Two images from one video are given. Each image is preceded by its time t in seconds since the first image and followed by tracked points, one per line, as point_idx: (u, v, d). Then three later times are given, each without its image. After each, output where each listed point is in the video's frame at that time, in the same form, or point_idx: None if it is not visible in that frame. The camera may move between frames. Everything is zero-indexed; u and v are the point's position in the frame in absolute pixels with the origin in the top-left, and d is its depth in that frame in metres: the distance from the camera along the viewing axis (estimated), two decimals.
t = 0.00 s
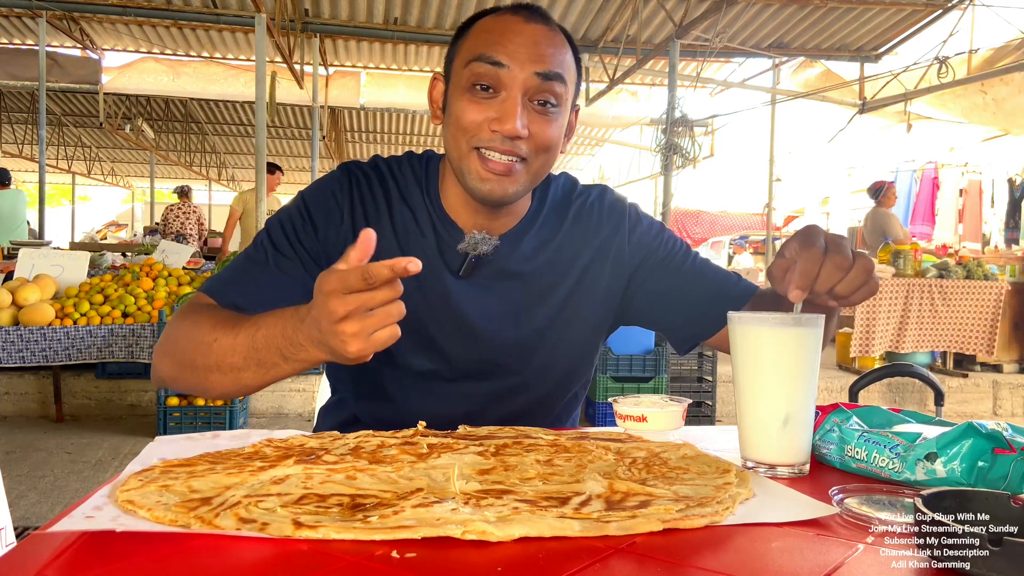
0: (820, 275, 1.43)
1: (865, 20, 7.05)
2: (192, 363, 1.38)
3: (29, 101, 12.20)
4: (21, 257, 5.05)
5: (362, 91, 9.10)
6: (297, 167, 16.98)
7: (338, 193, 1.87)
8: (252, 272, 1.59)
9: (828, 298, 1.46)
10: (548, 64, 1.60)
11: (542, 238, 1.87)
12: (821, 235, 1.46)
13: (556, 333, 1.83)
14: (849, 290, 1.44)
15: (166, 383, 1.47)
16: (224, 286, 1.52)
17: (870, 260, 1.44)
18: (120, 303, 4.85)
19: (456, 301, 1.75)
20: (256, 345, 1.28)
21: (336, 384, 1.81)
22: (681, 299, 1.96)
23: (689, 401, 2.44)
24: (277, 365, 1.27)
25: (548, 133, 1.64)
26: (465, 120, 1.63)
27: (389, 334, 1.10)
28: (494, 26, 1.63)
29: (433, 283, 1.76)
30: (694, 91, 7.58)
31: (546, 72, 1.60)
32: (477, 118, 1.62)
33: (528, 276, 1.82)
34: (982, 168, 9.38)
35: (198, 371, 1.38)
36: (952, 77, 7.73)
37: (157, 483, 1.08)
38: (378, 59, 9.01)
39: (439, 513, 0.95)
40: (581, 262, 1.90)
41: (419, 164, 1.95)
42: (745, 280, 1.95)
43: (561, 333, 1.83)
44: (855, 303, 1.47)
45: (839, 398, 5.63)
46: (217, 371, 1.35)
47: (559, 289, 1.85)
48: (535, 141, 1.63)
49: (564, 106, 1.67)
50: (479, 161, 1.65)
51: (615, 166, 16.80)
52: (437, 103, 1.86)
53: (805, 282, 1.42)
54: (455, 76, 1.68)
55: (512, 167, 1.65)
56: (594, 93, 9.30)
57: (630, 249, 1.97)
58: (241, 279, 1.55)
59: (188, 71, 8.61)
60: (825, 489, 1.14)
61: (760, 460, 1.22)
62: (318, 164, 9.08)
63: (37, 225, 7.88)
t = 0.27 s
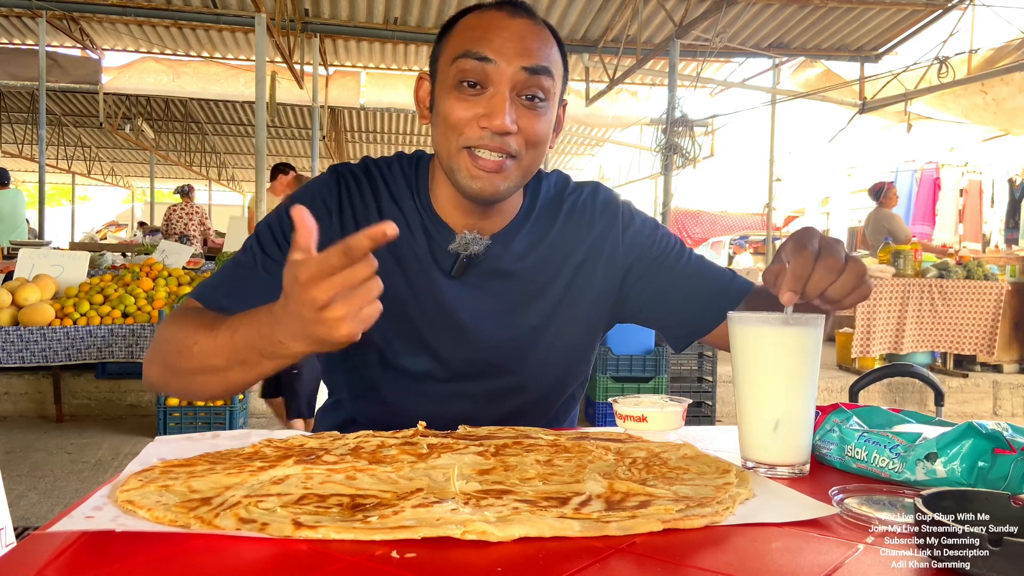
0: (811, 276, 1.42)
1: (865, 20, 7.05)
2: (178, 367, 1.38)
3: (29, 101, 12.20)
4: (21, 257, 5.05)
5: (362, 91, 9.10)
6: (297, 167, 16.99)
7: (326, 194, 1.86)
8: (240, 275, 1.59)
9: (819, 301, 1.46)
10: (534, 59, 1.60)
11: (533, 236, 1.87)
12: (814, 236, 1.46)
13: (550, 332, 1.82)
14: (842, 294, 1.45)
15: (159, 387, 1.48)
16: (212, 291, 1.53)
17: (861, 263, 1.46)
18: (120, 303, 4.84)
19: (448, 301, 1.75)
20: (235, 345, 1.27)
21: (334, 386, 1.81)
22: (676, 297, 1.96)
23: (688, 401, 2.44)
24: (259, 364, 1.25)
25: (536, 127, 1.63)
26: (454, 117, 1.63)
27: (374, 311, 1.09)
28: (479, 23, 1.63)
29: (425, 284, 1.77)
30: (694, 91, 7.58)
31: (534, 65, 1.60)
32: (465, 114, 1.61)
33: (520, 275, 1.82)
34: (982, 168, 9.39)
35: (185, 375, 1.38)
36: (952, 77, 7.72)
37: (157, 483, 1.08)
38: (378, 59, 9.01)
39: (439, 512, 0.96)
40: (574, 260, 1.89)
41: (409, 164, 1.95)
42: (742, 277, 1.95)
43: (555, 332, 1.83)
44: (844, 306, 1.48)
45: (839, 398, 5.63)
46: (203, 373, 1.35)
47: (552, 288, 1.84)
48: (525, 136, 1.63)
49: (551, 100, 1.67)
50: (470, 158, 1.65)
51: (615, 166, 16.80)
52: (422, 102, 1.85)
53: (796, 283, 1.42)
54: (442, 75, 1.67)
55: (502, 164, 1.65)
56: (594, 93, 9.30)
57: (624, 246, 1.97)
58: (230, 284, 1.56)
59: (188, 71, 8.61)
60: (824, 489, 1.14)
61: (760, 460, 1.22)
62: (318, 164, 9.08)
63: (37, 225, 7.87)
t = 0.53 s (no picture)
0: (814, 280, 1.43)
1: (865, 20, 7.05)
2: (168, 373, 1.38)
3: (29, 101, 12.20)
4: (21, 257, 5.06)
5: (362, 91, 9.10)
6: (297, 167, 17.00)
7: (319, 196, 1.87)
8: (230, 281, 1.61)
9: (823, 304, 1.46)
10: (541, 75, 1.57)
11: (529, 236, 1.87)
12: (819, 238, 1.46)
13: (548, 331, 1.83)
14: (843, 295, 1.43)
15: (150, 394, 1.48)
16: (204, 297, 1.56)
17: (864, 268, 1.44)
18: (121, 303, 4.85)
19: (444, 303, 1.75)
20: (225, 350, 1.27)
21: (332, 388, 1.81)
22: (673, 294, 1.96)
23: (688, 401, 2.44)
24: (250, 367, 1.26)
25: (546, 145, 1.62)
26: (463, 136, 1.60)
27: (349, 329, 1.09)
28: (484, 38, 1.60)
29: (421, 287, 1.77)
30: (694, 91, 7.58)
31: (542, 83, 1.57)
32: (475, 134, 1.58)
33: (516, 275, 1.82)
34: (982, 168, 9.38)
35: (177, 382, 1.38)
36: (953, 77, 7.72)
37: (157, 483, 1.08)
38: (378, 59, 9.01)
39: (439, 512, 0.95)
40: (570, 259, 1.90)
41: (402, 164, 1.94)
42: (739, 271, 1.94)
43: (553, 332, 1.83)
44: (848, 307, 1.46)
45: (838, 398, 5.63)
46: (193, 379, 1.34)
47: (549, 287, 1.85)
48: (534, 154, 1.62)
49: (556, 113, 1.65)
50: (481, 176, 1.62)
51: (615, 166, 16.79)
52: (415, 107, 1.84)
53: (799, 286, 1.44)
54: (446, 90, 1.64)
55: (514, 181, 1.62)
56: (594, 93, 9.31)
57: (620, 244, 1.97)
58: (220, 290, 1.58)
59: (188, 71, 8.61)
60: (824, 489, 1.14)
61: (760, 460, 1.22)
62: (318, 165, 9.08)
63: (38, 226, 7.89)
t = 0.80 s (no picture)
0: (827, 279, 1.42)
1: (865, 20, 7.05)
2: (166, 389, 1.37)
3: (29, 101, 12.20)
4: (21, 257, 5.07)
5: (362, 91, 9.10)
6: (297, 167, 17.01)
7: (310, 200, 1.85)
8: (225, 289, 1.58)
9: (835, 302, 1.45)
10: (548, 72, 1.58)
11: (526, 239, 1.87)
12: (827, 237, 1.46)
13: (547, 335, 1.83)
14: (857, 293, 1.44)
15: (146, 405, 1.47)
16: (195, 306, 1.51)
17: (876, 265, 1.45)
18: (121, 303, 4.86)
19: (441, 306, 1.75)
20: (224, 371, 1.27)
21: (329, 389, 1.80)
22: (672, 297, 1.97)
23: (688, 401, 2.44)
24: (250, 391, 1.26)
25: (544, 142, 1.63)
26: (460, 122, 1.61)
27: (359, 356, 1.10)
28: (496, 29, 1.60)
29: (418, 289, 1.76)
30: (694, 91, 7.58)
31: (548, 79, 1.58)
32: (472, 121, 1.60)
33: (514, 278, 1.82)
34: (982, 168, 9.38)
35: (173, 396, 1.37)
36: (953, 77, 7.72)
37: (157, 483, 1.08)
38: (378, 59, 9.01)
39: (439, 512, 0.96)
40: (569, 262, 1.90)
41: (396, 166, 1.94)
42: (738, 274, 1.95)
43: (551, 335, 1.83)
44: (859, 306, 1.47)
45: (838, 398, 5.63)
46: (191, 398, 1.33)
47: (547, 290, 1.85)
48: (530, 149, 1.64)
49: (559, 114, 1.67)
50: (472, 165, 1.65)
51: (614, 166, 16.79)
52: (422, 96, 1.84)
53: (811, 287, 1.42)
54: (451, 77, 1.65)
55: (504, 175, 1.65)
56: (593, 93, 9.31)
57: (618, 247, 1.98)
58: (215, 299, 1.55)
59: (188, 71, 8.61)
60: (824, 490, 1.14)
61: (759, 460, 1.22)
62: (318, 165, 9.08)
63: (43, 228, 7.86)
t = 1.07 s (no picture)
0: (827, 279, 1.42)
1: (865, 20, 7.05)
2: (162, 389, 1.37)
3: (29, 101, 12.20)
4: (21, 257, 5.07)
5: (362, 91, 9.09)
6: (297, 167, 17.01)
7: (309, 199, 1.85)
8: (224, 290, 1.59)
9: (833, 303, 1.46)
10: (534, 68, 1.59)
11: (524, 240, 1.87)
12: (831, 239, 1.46)
13: (545, 336, 1.83)
14: (856, 297, 1.45)
15: (142, 405, 1.47)
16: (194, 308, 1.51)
17: (877, 268, 1.45)
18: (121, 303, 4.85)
19: (439, 307, 1.75)
20: (219, 367, 1.26)
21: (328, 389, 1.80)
22: (672, 299, 1.97)
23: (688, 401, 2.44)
24: (244, 389, 1.25)
25: (530, 137, 1.63)
26: (446, 119, 1.62)
27: (355, 349, 1.10)
28: (480, 25, 1.61)
29: (415, 290, 1.76)
30: (694, 91, 7.58)
31: (533, 74, 1.58)
32: (457, 118, 1.61)
33: (513, 279, 1.82)
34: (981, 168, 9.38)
35: (170, 397, 1.36)
36: (953, 77, 7.73)
37: (157, 483, 1.08)
38: (378, 59, 9.01)
39: (439, 512, 0.95)
40: (568, 263, 1.90)
41: (394, 165, 1.94)
42: (739, 275, 1.96)
43: (550, 336, 1.83)
44: (856, 309, 1.48)
45: (839, 398, 5.63)
46: (187, 397, 1.33)
47: (546, 291, 1.85)
48: (517, 145, 1.63)
49: (548, 110, 1.66)
50: (459, 162, 1.64)
51: (614, 166, 16.78)
52: (414, 97, 1.85)
53: (811, 286, 1.42)
54: (438, 75, 1.66)
55: (492, 171, 1.64)
56: (594, 93, 9.32)
57: (618, 248, 1.98)
58: (213, 301, 1.55)
59: (188, 71, 8.61)
60: (824, 490, 1.14)
61: (759, 460, 1.22)
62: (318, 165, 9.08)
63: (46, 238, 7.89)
